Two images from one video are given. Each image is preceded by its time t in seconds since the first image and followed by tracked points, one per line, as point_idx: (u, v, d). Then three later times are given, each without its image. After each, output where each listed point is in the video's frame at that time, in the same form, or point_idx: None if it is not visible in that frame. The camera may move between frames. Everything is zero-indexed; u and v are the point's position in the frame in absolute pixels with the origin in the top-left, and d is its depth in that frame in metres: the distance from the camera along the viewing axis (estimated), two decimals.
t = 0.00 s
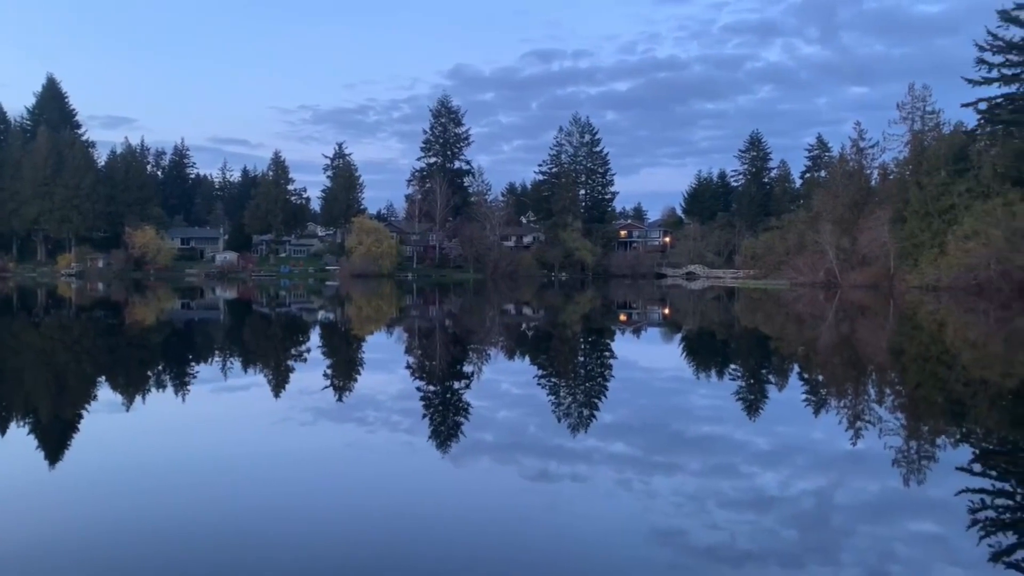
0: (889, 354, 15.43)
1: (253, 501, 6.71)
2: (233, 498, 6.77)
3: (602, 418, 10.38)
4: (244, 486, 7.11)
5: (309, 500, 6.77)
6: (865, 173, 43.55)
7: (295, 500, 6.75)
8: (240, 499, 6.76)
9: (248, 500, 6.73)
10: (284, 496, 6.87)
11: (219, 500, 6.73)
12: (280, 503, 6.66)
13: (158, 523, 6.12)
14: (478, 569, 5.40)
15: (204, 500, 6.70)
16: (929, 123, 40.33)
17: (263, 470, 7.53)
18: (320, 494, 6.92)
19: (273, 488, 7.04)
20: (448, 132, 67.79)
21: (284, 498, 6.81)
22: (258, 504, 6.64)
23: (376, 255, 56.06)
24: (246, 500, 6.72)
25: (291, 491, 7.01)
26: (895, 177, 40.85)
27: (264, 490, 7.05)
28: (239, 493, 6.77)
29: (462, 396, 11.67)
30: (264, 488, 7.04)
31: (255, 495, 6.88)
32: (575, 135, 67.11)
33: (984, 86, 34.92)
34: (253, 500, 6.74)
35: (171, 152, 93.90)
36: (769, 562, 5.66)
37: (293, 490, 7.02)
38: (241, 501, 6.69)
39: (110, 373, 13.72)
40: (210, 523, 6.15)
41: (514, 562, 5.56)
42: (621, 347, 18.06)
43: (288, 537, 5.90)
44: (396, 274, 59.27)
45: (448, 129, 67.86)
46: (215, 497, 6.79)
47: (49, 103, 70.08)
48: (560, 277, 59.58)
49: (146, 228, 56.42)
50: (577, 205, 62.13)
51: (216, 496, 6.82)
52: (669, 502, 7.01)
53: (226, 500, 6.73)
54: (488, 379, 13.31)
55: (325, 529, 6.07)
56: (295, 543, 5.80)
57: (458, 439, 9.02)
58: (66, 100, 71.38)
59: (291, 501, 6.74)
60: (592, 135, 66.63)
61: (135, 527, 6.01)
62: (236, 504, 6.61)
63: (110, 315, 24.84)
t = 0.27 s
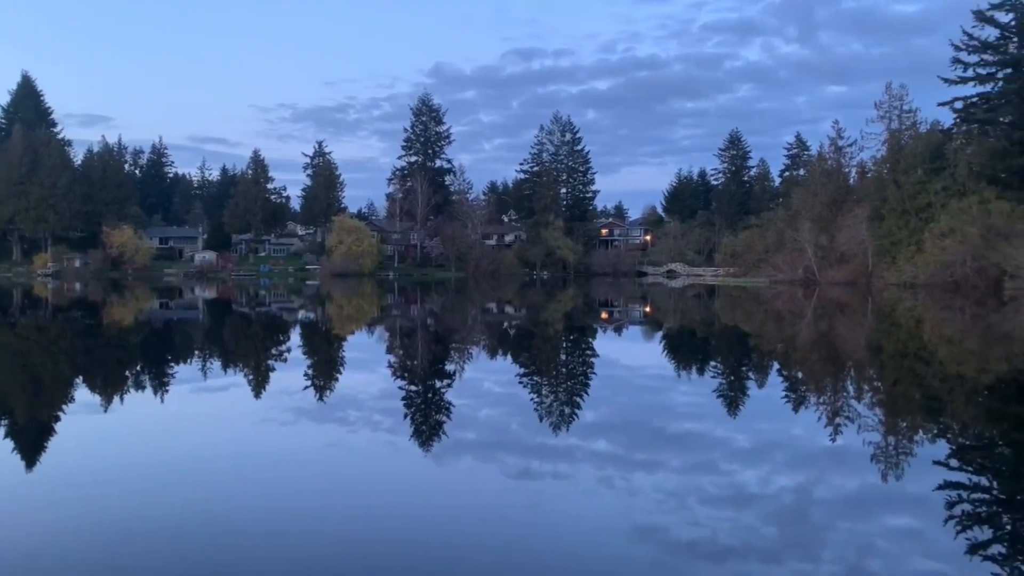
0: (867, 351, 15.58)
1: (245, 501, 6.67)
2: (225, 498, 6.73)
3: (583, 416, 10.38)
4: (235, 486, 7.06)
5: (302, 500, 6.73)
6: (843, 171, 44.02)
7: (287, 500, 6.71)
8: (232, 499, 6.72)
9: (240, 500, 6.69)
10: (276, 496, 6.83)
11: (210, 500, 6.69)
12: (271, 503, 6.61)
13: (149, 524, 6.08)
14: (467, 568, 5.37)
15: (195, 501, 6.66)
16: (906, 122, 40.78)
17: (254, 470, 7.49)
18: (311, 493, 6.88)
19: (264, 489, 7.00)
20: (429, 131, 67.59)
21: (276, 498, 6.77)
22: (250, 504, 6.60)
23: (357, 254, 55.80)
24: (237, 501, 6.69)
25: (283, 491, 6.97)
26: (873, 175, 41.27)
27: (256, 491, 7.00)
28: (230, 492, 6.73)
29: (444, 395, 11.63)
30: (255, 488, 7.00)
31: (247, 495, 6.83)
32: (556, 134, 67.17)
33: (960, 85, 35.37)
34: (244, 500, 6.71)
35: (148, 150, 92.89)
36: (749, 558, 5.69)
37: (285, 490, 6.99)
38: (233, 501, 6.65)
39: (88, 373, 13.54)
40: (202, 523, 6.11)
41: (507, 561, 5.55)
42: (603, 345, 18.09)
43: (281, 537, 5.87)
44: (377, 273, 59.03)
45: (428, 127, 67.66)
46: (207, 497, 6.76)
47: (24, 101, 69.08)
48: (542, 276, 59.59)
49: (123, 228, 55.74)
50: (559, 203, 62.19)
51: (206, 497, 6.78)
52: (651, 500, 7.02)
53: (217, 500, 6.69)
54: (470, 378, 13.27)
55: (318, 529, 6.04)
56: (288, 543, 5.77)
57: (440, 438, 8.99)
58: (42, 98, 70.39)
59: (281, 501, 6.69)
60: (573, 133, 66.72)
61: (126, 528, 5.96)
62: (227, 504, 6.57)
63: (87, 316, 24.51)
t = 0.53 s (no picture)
0: (848, 349, 15.70)
1: (236, 501, 6.63)
2: (215, 498, 6.69)
3: (568, 415, 10.38)
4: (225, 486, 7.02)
5: (293, 499, 6.70)
6: (825, 170, 44.33)
7: (278, 500, 6.68)
8: (221, 499, 6.69)
9: (231, 501, 6.65)
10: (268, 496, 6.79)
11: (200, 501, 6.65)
12: (261, 503, 6.58)
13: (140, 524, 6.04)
14: (457, 568, 5.36)
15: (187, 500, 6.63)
16: (887, 121, 41.18)
17: (245, 470, 7.44)
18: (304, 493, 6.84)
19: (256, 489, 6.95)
20: (413, 130, 67.40)
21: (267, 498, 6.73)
22: (239, 504, 6.56)
23: (341, 254, 55.56)
24: (229, 500, 6.64)
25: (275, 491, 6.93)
26: (855, 174, 41.61)
27: (245, 491, 6.97)
28: (220, 491, 6.70)
29: (428, 395, 11.59)
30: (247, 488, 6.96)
31: (238, 495, 6.78)
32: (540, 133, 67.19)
33: (941, 85, 35.76)
34: (234, 501, 6.67)
35: (130, 150, 92.06)
36: (734, 555, 5.71)
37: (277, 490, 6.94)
38: (223, 501, 6.61)
39: (69, 375, 13.38)
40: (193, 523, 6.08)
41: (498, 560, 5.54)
42: (587, 344, 18.11)
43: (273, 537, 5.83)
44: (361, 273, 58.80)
45: (412, 127, 67.48)
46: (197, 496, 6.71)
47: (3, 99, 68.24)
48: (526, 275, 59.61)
49: (104, 228, 55.18)
50: (543, 202, 62.20)
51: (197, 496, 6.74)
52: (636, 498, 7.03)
53: (208, 500, 6.65)
54: (455, 377, 13.24)
55: (310, 529, 6.00)
56: (281, 543, 5.74)
57: (425, 438, 8.95)
58: (21, 96, 69.58)
59: (272, 501, 6.65)
60: (557, 132, 66.75)
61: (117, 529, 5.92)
62: (217, 504, 6.54)
63: (67, 316, 24.24)
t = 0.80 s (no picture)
0: (833, 349, 15.78)
1: (233, 501, 6.61)
2: (212, 499, 6.66)
3: (554, 415, 10.37)
4: (222, 487, 6.98)
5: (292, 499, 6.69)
6: (810, 171, 44.59)
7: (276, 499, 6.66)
8: (218, 500, 6.66)
9: (229, 501, 6.62)
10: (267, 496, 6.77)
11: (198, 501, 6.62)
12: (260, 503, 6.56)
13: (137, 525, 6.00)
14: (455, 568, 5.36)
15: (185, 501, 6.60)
16: (871, 122, 41.50)
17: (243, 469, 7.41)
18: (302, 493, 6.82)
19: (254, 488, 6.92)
20: (399, 130, 67.19)
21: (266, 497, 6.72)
22: (237, 504, 6.54)
23: (326, 254, 55.33)
24: (227, 501, 6.62)
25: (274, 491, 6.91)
26: (839, 175, 41.86)
27: (242, 491, 6.93)
28: (217, 491, 6.67)
29: (414, 396, 11.54)
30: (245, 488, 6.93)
31: (235, 495, 6.75)
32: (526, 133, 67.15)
33: (923, 86, 36.05)
34: (231, 501, 6.64)
35: (113, 149, 91.27)
36: (719, 554, 5.71)
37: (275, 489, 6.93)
38: (221, 501, 6.59)
39: (51, 376, 13.22)
40: (192, 524, 6.05)
41: (494, 561, 5.53)
42: (574, 344, 18.11)
43: (273, 537, 5.81)
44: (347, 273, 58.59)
45: (398, 126, 67.27)
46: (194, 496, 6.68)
47: None
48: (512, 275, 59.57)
49: (87, 228, 54.64)
50: (529, 202, 62.17)
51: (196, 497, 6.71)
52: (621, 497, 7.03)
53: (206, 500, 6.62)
54: (441, 378, 13.19)
55: (310, 529, 5.99)
56: (280, 543, 5.73)
57: (411, 439, 8.91)
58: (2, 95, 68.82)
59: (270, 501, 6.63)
60: (543, 133, 66.75)
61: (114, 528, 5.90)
62: (214, 505, 6.51)
63: (49, 317, 23.97)
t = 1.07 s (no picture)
0: (817, 350, 15.86)
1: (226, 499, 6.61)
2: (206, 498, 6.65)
3: (540, 416, 10.35)
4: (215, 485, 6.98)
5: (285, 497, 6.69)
6: (794, 172, 44.85)
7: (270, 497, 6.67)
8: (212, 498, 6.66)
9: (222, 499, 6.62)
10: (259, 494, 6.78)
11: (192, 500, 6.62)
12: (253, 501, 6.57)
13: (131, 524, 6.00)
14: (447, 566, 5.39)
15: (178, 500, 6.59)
16: (854, 125, 41.82)
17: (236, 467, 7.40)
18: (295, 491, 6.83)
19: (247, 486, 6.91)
20: (384, 130, 67.01)
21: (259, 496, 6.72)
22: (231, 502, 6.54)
23: (311, 255, 55.09)
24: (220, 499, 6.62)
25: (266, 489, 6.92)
26: (822, 177, 42.12)
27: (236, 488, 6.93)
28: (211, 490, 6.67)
29: (400, 397, 11.50)
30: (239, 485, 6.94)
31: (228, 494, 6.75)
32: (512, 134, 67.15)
33: (906, 89, 36.36)
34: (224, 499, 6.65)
35: (96, 149, 90.54)
36: (704, 554, 5.72)
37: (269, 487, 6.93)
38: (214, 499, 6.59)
39: (32, 378, 13.07)
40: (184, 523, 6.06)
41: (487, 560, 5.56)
42: (559, 345, 18.12)
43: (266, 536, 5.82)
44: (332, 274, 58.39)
45: (384, 127, 67.09)
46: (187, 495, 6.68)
47: None
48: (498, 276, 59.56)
49: (69, 228, 54.11)
50: (515, 204, 62.18)
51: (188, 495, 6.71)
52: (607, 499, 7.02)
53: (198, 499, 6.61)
54: (427, 379, 13.15)
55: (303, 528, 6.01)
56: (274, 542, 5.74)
57: (397, 440, 8.88)
58: None
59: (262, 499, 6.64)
60: (529, 134, 66.76)
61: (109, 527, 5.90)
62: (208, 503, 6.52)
63: (31, 318, 23.77)
